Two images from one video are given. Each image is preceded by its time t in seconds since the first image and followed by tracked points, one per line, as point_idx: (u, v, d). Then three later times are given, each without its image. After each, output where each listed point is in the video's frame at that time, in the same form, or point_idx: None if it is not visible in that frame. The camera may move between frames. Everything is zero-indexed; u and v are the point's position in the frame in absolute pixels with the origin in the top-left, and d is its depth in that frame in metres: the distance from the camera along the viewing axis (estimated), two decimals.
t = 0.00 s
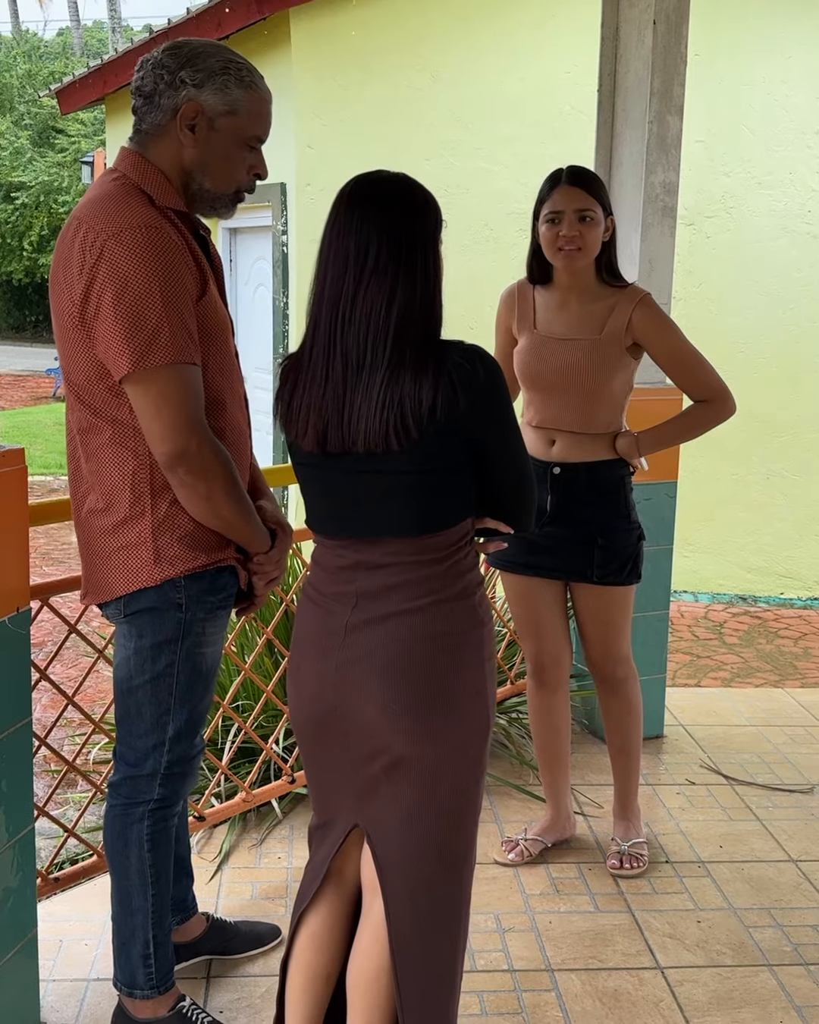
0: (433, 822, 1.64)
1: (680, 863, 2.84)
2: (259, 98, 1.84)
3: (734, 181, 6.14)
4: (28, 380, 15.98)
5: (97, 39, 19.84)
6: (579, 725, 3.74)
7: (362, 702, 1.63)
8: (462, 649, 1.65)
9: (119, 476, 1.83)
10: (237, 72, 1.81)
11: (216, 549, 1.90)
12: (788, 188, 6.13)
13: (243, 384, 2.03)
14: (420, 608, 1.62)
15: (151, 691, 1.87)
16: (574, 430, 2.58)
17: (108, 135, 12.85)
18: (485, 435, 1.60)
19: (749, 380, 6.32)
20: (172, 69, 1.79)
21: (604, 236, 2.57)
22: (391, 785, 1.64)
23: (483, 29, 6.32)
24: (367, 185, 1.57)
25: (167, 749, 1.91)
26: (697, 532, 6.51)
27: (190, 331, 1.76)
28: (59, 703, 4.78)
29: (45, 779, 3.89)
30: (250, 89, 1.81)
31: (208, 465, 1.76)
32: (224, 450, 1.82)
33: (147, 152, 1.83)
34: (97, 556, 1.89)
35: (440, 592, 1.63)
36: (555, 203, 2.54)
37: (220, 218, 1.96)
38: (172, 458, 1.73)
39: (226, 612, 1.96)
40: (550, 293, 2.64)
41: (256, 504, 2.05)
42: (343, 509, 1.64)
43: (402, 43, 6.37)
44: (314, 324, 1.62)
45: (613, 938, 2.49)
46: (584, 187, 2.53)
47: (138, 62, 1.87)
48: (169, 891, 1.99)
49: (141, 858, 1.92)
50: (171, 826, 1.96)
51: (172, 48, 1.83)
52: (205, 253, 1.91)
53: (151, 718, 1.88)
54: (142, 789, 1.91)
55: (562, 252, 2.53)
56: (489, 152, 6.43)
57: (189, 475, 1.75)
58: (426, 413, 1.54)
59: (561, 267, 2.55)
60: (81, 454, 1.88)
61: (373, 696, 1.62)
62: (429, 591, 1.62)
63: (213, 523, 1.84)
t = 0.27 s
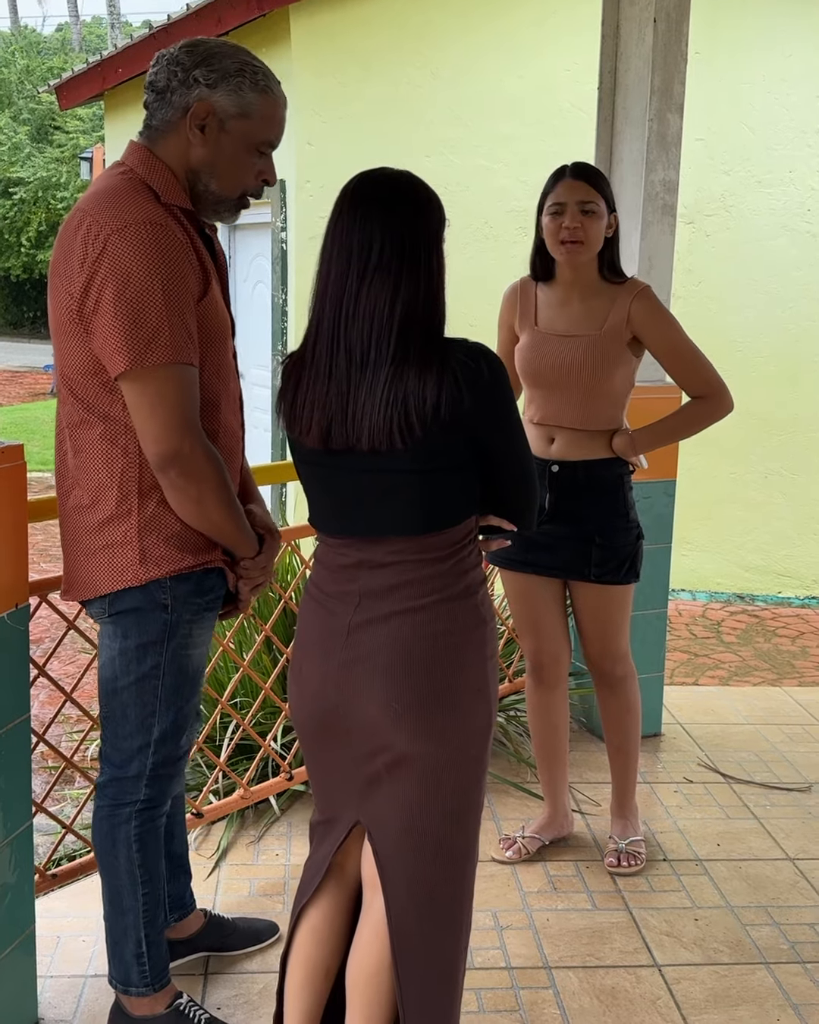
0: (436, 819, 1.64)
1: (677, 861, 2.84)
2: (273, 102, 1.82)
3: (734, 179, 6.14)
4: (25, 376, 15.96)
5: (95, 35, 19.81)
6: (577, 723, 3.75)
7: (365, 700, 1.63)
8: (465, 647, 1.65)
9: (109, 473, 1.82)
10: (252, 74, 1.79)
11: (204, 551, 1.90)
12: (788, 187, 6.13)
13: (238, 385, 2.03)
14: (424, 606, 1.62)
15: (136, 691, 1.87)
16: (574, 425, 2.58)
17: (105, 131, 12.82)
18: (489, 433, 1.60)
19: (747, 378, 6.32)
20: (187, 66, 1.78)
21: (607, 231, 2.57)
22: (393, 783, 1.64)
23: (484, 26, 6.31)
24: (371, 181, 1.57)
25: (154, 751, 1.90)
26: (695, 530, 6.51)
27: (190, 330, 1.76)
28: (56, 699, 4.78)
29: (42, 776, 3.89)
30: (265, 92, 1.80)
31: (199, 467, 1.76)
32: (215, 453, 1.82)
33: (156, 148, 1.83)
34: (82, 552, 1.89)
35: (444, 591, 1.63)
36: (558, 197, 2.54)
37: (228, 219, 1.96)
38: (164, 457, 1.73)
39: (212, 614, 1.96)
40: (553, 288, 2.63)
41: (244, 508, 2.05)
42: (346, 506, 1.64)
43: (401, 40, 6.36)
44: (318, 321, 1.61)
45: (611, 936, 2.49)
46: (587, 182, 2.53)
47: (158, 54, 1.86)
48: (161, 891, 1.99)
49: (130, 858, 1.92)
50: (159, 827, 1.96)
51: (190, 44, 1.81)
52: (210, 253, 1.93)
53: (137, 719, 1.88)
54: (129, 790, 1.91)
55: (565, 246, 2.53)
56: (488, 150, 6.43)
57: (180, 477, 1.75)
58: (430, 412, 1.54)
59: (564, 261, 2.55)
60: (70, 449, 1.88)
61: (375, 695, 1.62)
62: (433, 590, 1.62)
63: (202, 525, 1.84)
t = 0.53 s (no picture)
0: (433, 816, 1.65)
1: (673, 859, 2.85)
2: (289, 116, 1.84)
3: (732, 180, 6.15)
4: (23, 374, 15.96)
5: (94, 33, 19.79)
6: (574, 722, 3.76)
7: (363, 699, 1.64)
8: (462, 646, 1.66)
9: (98, 472, 1.83)
10: (273, 88, 1.80)
11: (191, 554, 1.90)
12: (786, 187, 6.14)
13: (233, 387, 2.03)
14: (421, 606, 1.62)
15: (124, 693, 1.87)
16: (574, 426, 2.59)
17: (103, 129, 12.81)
18: (488, 433, 1.61)
19: (745, 378, 6.33)
20: (209, 72, 1.78)
21: (605, 233, 2.58)
22: (390, 780, 1.65)
23: (483, 25, 6.31)
24: (371, 182, 1.58)
25: (143, 752, 1.91)
26: (692, 530, 6.52)
27: (190, 335, 1.76)
28: (55, 697, 4.78)
29: (40, 773, 3.90)
30: (282, 107, 1.81)
31: (189, 471, 1.77)
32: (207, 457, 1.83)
33: (167, 150, 1.84)
34: (70, 550, 1.89)
35: (441, 590, 1.64)
36: (555, 200, 2.54)
37: (231, 227, 1.97)
38: (153, 460, 1.74)
39: (202, 615, 1.97)
40: (552, 290, 2.64)
41: (232, 514, 2.06)
42: (345, 504, 1.64)
43: (400, 40, 6.37)
44: (317, 320, 1.62)
45: (607, 934, 2.50)
46: (584, 185, 2.54)
47: (177, 55, 1.87)
48: (154, 890, 1.99)
49: (122, 858, 1.93)
50: (151, 827, 1.97)
51: (213, 49, 1.82)
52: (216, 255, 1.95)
53: (126, 721, 1.88)
54: (118, 791, 1.92)
55: (563, 249, 2.53)
56: (487, 150, 6.43)
57: (169, 481, 1.77)
58: (428, 412, 1.55)
59: (562, 264, 2.55)
60: (60, 445, 1.88)
61: (373, 693, 1.63)
62: (430, 590, 1.63)
63: (190, 529, 1.85)
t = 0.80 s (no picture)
0: (428, 814, 1.65)
1: (670, 858, 2.86)
2: (301, 131, 1.85)
3: (730, 180, 6.16)
4: (21, 372, 15.95)
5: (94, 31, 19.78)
6: (571, 721, 3.76)
7: (359, 697, 1.64)
8: (458, 645, 1.66)
9: (95, 470, 1.83)
10: (289, 103, 1.81)
11: (187, 553, 1.91)
12: (784, 188, 6.15)
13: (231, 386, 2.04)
14: (417, 604, 1.63)
15: (121, 691, 1.88)
16: (572, 425, 2.60)
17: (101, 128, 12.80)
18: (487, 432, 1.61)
19: (742, 378, 6.34)
20: (231, 83, 1.77)
21: (590, 234, 2.58)
22: (385, 777, 1.65)
23: (481, 25, 6.31)
24: (369, 181, 1.58)
25: (139, 749, 1.91)
26: (689, 530, 6.53)
27: (191, 335, 1.77)
28: (52, 694, 4.78)
29: (37, 771, 3.90)
30: (295, 121, 1.83)
31: (187, 472, 1.78)
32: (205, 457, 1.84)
33: (181, 158, 1.83)
34: (65, 548, 1.90)
35: (438, 589, 1.64)
36: (537, 205, 2.54)
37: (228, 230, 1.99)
38: (151, 460, 1.75)
39: (197, 613, 1.97)
40: (541, 293, 2.64)
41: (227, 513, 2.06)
42: (341, 502, 1.65)
43: (399, 39, 6.38)
44: (314, 319, 1.62)
45: (603, 932, 2.50)
46: (565, 187, 2.54)
47: (193, 53, 1.84)
48: (151, 887, 2.00)
49: (118, 856, 1.93)
50: (147, 824, 1.97)
51: (229, 55, 1.80)
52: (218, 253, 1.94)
53: (122, 718, 1.89)
54: (114, 789, 1.92)
55: (548, 253, 2.53)
56: (485, 149, 6.44)
57: (167, 482, 1.77)
58: (424, 411, 1.55)
59: (548, 268, 2.55)
60: (56, 442, 1.89)
61: (368, 690, 1.63)
62: (427, 588, 1.63)
63: (187, 529, 1.85)
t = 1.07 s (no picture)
0: (425, 812, 1.65)
1: (666, 858, 2.86)
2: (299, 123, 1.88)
3: (727, 181, 6.16)
4: (18, 371, 15.93)
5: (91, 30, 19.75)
6: (568, 721, 3.76)
7: (357, 694, 1.64)
8: (454, 642, 1.66)
9: (97, 466, 1.83)
10: (290, 101, 1.84)
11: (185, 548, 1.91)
12: (781, 188, 6.15)
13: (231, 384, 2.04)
14: (414, 602, 1.63)
15: (118, 687, 1.87)
16: (568, 424, 2.59)
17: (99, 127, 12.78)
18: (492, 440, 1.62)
19: (739, 379, 6.34)
20: (240, 88, 1.77)
21: (589, 230, 2.58)
22: (383, 775, 1.65)
23: (479, 24, 6.31)
24: (378, 181, 1.58)
25: (136, 745, 1.91)
26: (686, 530, 6.53)
27: (195, 335, 1.77)
28: (49, 694, 4.78)
29: (34, 770, 3.89)
30: (295, 117, 1.85)
31: (189, 470, 1.78)
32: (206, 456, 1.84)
33: (190, 164, 1.84)
34: (65, 544, 1.89)
35: (434, 587, 1.64)
36: (537, 201, 2.55)
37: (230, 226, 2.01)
38: (155, 458, 1.75)
39: (194, 610, 1.97)
40: (540, 291, 2.65)
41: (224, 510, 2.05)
42: (341, 500, 1.65)
43: (399, 38, 6.39)
44: (320, 318, 1.62)
45: (599, 932, 2.50)
46: (565, 184, 2.54)
47: (183, 56, 1.83)
48: (147, 885, 1.99)
49: (114, 852, 1.93)
50: (143, 821, 1.97)
51: (229, 57, 1.79)
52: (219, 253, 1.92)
53: (119, 714, 1.88)
54: (111, 786, 1.92)
55: (548, 249, 2.54)
56: (483, 149, 6.44)
57: (169, 480, 1.77)
58: (428, 411, 1.55)
59: (547, 264, 2.56)
60: (55, 439, 1.88)
61: (366, 688, 1.63)
62: (424, 586, 1.63)
63: (188, 526, 1.85)
